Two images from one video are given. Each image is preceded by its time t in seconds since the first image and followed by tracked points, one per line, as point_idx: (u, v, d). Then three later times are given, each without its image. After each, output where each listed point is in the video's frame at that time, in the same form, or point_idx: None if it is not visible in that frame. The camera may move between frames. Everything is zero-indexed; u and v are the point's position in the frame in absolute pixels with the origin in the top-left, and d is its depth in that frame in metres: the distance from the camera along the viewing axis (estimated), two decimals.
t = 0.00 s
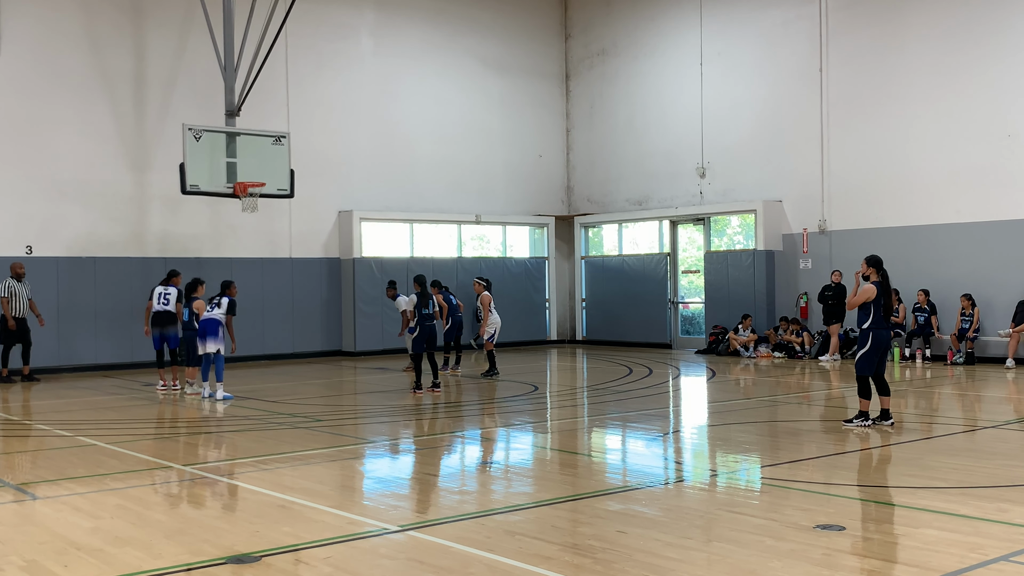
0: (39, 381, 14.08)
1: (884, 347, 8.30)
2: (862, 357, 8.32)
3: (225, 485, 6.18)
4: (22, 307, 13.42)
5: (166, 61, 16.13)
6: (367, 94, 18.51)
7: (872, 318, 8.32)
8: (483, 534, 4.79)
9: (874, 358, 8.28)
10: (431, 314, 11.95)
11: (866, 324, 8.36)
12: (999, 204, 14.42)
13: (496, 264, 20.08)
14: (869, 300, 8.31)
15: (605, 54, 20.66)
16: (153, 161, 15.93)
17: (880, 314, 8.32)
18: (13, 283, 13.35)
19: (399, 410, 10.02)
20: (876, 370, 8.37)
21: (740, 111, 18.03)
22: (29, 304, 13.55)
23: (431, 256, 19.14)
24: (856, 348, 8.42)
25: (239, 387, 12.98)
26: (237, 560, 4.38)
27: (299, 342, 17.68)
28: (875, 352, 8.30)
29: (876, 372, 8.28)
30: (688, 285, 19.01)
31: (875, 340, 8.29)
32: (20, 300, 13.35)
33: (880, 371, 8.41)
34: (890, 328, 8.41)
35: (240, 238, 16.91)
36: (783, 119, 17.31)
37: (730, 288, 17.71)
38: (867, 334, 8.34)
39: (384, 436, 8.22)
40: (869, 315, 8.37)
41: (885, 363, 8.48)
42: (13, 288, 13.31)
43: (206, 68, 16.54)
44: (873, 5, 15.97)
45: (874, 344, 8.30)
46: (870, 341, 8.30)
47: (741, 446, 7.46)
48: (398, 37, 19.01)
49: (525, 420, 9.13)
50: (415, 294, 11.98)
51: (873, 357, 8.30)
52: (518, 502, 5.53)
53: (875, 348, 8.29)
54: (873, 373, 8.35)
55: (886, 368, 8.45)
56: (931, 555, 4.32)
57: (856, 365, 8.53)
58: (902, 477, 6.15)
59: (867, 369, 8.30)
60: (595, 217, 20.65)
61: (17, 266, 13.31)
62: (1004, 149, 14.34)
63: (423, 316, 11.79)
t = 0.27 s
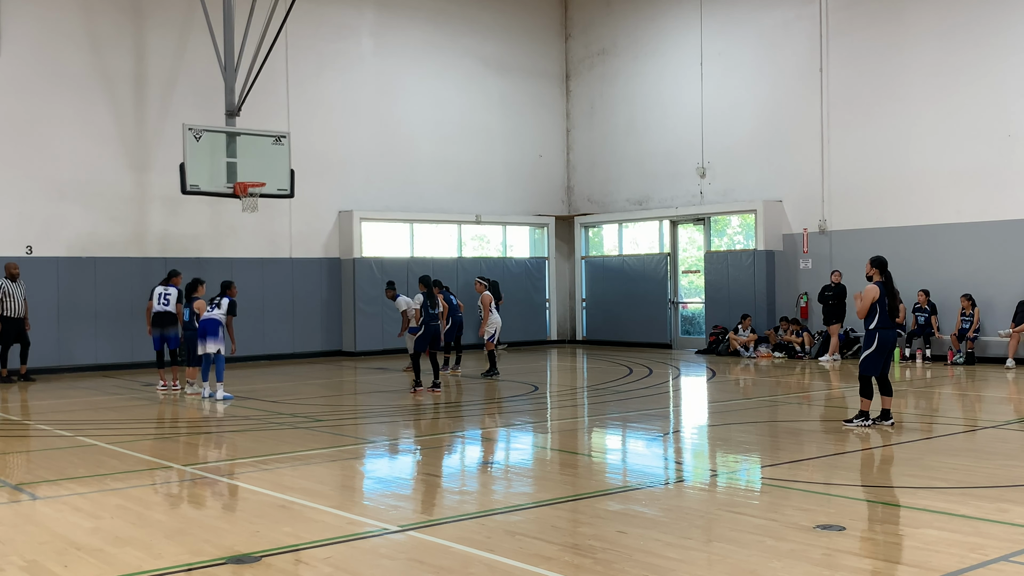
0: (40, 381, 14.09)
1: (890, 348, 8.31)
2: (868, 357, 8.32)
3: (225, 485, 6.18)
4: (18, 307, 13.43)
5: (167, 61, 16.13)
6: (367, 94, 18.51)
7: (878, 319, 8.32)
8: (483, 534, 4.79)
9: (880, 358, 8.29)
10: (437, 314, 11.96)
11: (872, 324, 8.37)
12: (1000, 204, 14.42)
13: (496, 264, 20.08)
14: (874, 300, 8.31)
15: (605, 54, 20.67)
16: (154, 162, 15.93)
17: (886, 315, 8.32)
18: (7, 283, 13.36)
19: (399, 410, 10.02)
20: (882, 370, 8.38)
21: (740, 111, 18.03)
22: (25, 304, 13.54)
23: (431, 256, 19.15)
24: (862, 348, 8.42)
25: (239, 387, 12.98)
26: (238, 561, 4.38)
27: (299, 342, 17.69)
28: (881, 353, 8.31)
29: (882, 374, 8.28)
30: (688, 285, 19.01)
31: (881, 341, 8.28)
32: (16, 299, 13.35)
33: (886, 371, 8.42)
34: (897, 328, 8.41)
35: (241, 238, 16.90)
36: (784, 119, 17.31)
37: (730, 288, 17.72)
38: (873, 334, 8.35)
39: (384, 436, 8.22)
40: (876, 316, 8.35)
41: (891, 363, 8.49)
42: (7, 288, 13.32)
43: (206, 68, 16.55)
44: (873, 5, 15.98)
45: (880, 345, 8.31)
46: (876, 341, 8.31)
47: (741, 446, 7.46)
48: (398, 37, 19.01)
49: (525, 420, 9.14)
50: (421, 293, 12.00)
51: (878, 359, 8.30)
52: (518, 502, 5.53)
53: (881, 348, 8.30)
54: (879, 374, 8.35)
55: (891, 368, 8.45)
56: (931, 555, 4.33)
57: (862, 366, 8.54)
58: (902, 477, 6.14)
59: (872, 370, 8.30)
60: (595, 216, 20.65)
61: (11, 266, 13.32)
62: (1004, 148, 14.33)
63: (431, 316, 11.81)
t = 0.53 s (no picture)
0: (40, 382, 14.09)
1: (894, 347, 8.31)
2: (872, 358, 8.34)
3: (225, 485, 6.18)
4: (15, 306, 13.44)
5: (167, 62, 16.13)
6: (367, 94, 18.51)
7: (881, 319, 8.31)
8: (483, 534, 4.79)
9: (883, 359, 8.29)
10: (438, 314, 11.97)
11: (875, 324, 8.37)
12: (1000, 204, 14.42)
13: (496, 264, 20.08)
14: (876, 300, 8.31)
15: (605, 54, 20.67)
16: (154, 162, 15.93)
17: (889, 315, 8.31)
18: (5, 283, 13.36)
19: (399, 410, 10.03)
20: (887, 370, 8.39)
21: (740, 111, 18.03)
22: (22, 304, 13.56)
23: (431, 256, 19.14)
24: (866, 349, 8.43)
25: (240, 387, 12.98)
26: (238, 561, 4.38)
27: (299, 342, 17.69)
28: (885, 353, 8.31)
29: (887, 374, 8.29)
30: (688, 285, 19.01)
31: (885, 341, 8.29)
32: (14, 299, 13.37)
33: (891, 371, 8.42)
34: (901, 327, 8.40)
35: (241, 239, 16.90)
36: (784, 119, 17.31)
37: (730, 288, 17.72)
38: (876, 334, 8.35)
39: (384, 436, 8.23)
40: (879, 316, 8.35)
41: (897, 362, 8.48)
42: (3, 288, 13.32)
43: (206, 68, 16.55)
44: (873, 5, 15.98)
45: (883, 345, 8.31)
46: (879, 342, 8.31)
47: (741, 446, 7.47)
48: (398, 37, 19.01)
49: (525, 420, 9.14)
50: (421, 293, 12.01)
51: (882, 359, 8.31)
52: (519, 503, 5.53)
53: (884, 348, 8.30)
54: (883, 374, 8.36)
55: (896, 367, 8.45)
56: (932, 555, 4.32)
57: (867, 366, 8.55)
58: (902, 477, 6.15)
59: (876, 370, 8.32)
60: (595, 217, 20.65)
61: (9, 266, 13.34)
62: (1004, 149, 14.33)
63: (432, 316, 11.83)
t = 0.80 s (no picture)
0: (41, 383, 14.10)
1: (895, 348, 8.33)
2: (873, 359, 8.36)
3: (226, 486, 6.20)
4: (14, 306, 13.48)
5: (168, 62, 16.15)
6: (367, 94, 18.52)
7: (882, 320, 8.32)
8: (484, 535, 4.80)
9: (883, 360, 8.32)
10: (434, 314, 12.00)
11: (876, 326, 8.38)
12: (999, 205, 14.43)
13: (496, 265, 20.09)
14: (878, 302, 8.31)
15: (605, 55, 20.67)
16: (154, 163, 15.93)
17: (890, 316, 8.32)
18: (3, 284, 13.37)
19: (399, 410, 10.04)
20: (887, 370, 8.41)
21: (740, 112, 18.04)
22: (22, 303, 13.61)
23: (432, 257, 19.15)
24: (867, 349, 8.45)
25: (240, 387, 13.00)
26: (238, 561, 4.39)
27: (299, 343, 17.71)
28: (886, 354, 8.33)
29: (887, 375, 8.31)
30: (688, 286, 19.03)
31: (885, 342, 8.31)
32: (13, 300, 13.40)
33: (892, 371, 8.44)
34: (902, 327, 8.41)
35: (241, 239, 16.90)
36: (784, 120, 17.32)
37: (730, 288, 17.73)
38: (877, 335, 8.36)
39: (384, 437, 8.24)
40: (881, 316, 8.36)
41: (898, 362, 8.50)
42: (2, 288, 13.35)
43: (206, 69, 16.55)
44: (873, 6, 15.99)
45: (884, 346, 8.33)
46: (880, 343, 8.33)
47: (741, 447, 7.50)
48: (398, 38, 19.02)
49: (525, 420, 9.16)
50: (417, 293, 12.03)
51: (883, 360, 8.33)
52: (519, 503, 5.54)
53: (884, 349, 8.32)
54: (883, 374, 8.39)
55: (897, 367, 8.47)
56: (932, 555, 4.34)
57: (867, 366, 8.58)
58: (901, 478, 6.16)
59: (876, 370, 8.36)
60: (595, 218, 20.65)
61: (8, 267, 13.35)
62: (1004, 150, 14.35)
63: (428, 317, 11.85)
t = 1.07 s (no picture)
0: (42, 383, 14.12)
1: (895, 349, 8.30)
2: (874, 359, 8.32)
3: (226, 486, 6.20)
4: (15, 306, 13.48)
5: (168, 63, 16.15)
6: (368, 95, 18.52)
7: (882, 320, 8.30)
8: (484, 535, 4.80)
9: (884, 360, 8.28)
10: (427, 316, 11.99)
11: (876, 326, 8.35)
12: (999, 206, 14.43)
13: (496, 265, 20.09)
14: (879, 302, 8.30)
15: (606, 55, 20.67)
16: (155, 163, 15.93)
17: (891, 317, 8.29)
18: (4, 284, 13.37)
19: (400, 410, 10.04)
20: (887, 371, 8.38)
21: (741, 113, 18.04)
22: (22, 303, 13.62)
23: (432, 257, 19.15)
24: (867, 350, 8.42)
25: (241, 387, 13.00)
26: (238, 561, 4.39)
27: (300, 343, 17.72)
28: (887, 355, 8.30)
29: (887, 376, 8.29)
30: (689, 286, 19.03)
31: (886, 343, 8.27)
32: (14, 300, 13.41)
33: (892, 371, 8.42)
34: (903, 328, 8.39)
35: (241, 239, 16.90)
36: (784, 120, 17.32)
37: (731, 288, 17.76)
38: (878, 336, 8.32)
39: (385, 437, 8.24)
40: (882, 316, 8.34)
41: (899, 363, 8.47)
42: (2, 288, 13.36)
43: (207, 69, 16.56)
44: (874, 6, 15.98)
45: (885, 347, 8.30)
46: (881, 343, 8.29)
47: (742, 447, 7.50)
48: (399, 38, 19.01)
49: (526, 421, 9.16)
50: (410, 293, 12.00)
51: (883, 361, 8.30)
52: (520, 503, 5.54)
53: (885, 350, 8.29)
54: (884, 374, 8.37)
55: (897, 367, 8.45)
56: (932, 556, 4.33)
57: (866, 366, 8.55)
58: (902, 478, 6.16)
59: (877, 371, 8.33)
60: (596, 218, 20.64)
61: (9, 267, 13.36)
62: (1004, 150, 14.34)
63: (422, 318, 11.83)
